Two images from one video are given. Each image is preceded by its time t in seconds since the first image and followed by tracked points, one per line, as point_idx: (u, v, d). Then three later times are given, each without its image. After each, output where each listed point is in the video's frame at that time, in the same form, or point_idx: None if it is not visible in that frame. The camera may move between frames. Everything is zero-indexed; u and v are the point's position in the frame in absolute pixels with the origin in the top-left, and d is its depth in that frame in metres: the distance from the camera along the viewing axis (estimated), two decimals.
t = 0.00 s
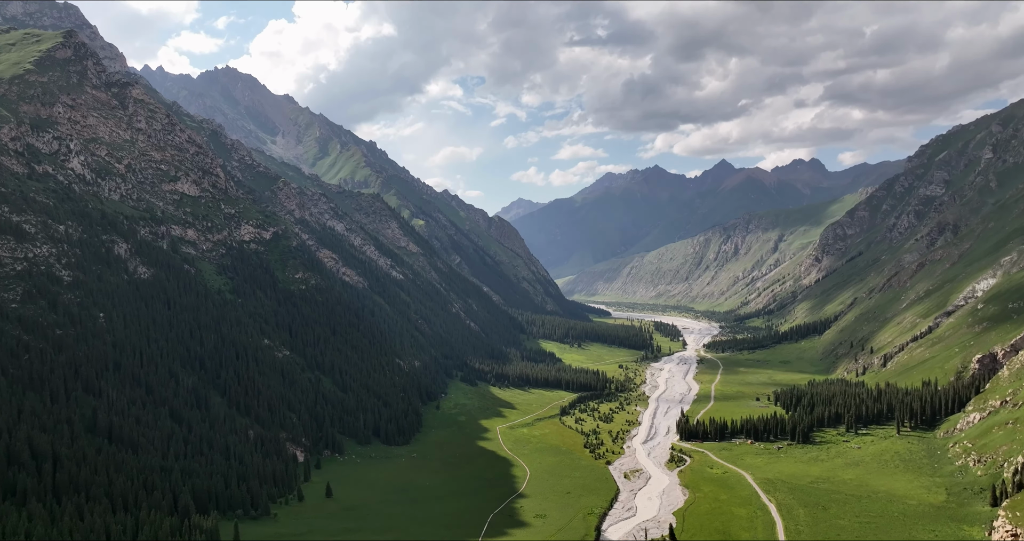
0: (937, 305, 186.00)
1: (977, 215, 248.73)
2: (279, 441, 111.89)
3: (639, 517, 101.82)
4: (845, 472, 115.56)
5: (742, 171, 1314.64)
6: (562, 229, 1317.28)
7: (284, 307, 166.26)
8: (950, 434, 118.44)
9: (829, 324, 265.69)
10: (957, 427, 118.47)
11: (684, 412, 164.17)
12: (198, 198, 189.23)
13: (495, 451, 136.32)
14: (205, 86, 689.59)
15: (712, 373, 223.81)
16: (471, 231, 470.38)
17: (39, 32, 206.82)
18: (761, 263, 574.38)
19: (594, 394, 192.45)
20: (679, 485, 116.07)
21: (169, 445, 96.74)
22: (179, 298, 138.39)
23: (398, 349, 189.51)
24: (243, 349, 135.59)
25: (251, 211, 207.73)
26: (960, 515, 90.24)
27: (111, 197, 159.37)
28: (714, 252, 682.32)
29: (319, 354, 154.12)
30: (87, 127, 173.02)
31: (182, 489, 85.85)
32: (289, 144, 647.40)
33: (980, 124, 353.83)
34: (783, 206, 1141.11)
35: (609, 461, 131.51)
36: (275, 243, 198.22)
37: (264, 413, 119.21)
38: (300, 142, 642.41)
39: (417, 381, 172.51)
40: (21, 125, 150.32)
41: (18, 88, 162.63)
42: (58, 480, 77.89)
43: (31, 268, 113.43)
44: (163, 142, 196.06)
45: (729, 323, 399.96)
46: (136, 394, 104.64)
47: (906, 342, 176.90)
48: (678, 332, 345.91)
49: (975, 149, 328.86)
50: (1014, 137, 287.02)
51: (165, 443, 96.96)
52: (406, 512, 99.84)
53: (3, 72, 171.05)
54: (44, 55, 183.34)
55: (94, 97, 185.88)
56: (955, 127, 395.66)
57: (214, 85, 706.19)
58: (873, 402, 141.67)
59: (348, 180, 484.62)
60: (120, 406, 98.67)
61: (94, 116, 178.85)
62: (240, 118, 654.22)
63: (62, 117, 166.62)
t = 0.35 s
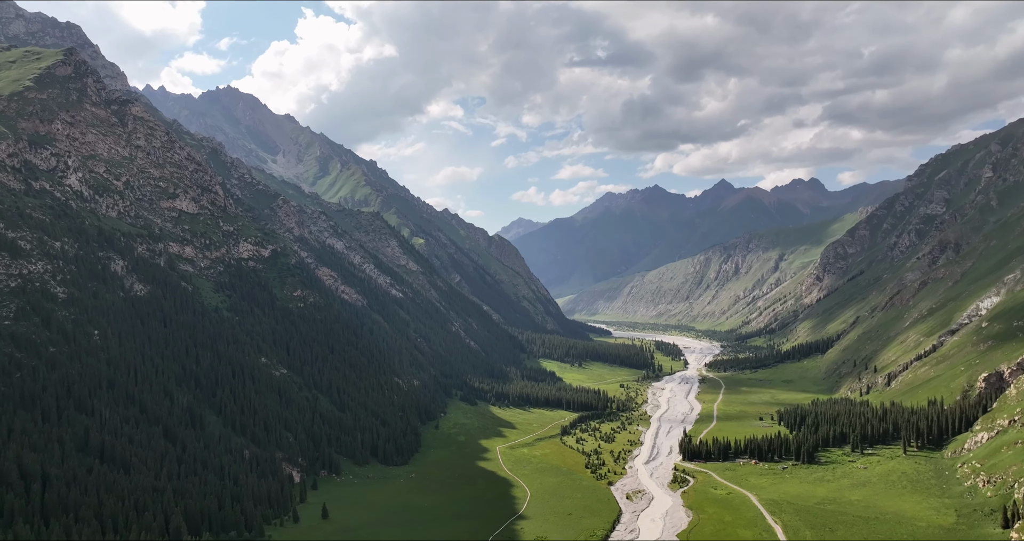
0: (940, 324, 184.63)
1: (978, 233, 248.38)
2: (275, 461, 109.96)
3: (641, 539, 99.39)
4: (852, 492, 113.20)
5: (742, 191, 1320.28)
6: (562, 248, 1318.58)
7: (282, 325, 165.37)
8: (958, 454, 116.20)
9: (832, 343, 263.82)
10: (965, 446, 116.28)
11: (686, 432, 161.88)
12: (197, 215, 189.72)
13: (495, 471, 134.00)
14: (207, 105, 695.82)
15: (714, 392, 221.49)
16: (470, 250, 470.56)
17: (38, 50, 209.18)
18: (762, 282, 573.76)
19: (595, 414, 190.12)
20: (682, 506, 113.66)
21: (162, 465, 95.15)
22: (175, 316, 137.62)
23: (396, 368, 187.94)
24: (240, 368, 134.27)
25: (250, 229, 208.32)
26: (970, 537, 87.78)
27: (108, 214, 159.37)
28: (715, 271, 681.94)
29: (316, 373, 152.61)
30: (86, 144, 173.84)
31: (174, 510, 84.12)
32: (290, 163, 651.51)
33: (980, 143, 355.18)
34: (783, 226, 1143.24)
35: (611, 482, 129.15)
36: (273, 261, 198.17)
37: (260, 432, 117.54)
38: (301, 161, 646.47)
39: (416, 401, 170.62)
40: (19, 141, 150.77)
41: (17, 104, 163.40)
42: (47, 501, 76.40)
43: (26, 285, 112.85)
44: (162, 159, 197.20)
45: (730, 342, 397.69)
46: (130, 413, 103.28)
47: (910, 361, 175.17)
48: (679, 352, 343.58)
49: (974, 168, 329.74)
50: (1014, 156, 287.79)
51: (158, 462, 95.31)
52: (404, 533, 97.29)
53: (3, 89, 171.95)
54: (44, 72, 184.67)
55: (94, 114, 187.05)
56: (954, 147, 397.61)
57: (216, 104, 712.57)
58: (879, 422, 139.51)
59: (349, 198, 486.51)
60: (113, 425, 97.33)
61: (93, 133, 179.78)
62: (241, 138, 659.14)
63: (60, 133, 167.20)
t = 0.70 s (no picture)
0: (944, 338, 183.13)
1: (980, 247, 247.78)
2: (270, 477, 108.12)
3: None
4: (858, 509, 111.00)
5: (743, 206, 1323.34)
6: (563, 263, 1318.59)
7: (280, 338, 164.35)
8: (965, 469, 114.18)
9: (834, 358, 261.86)
10: (972, 462, 114.32)
11: (688, 447, 159.82)
12: (195, 228, 190.14)
13: (495, 487, 131.84)
14: (209, 120, 700.30)
15: (716, 407, 219.30)
16: (470, 264, 470.38)
17: (38, 62, 210.61)
18: (763, 297, 572.59)
19: (596, 429, 187.99)
20: (685, 523, 111.54)
21: (155, 480, 93.66)
22: (172, 329, 136.80)
23: (395, 382, 186.33)
24: (236, 381, 132.99)
25: (248, 242, 208.76)
26: None
27: (106, 226, 159.27)
28: (716, 285, 680.86)
29: (314, 387, 151.11)
30: (84, 156, 173.98)
31: (166, 526, 82.52)
32: (290, 177, 654.01)
33: (980, 158, 355.84)
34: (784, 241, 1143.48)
35: (613, 498, 127.10)
36: (272, 274, 197.85)
37: (255, 447, 115.92)
38: (301, 176, 648.93)
39: (415, 416, 168.82)
40: (17, 153, 150.87)
41: (15, 115, 163.63)
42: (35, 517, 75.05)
43: (20, 297, 112.29)
44: (161, 172, 197.90)
45: (732, 357, 395.32)
46: (124, 427, 102.03)
47: (914, 375, 173.37)
48: (680, 367, 341.29)
49: (975, 183, 329.99)
50: (1014, 171, 288.11)
51: (151, 478, 93.86)
52: None
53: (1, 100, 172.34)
54: (44, 83, 185.66)
55: (93, 125, 187.78)
56: (954, 161, 398.44)
57: (217, 119, 716.80)
58: (884, 437, 137.52)
59: (349, 212, 487.38)
60: (106, 439, 96.10)
61: (92, 145, 180.21)
62: (242, 152, 662.17)
63: (58, 145, 167.38)
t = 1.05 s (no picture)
0: (948, 352, 181.50)
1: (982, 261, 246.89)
2: (266, 492, 106.40)
3: None
4: (864, 525, 108.89)
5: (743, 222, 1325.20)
6: (563, 278, 1317.59)
7: (278, 352, 163.28)
8: (973, 485, 112.25)
9: (837, 372, 259.71)
10: (980, 477, 112.37)
11: (691, 463, 157.72)
12: (193, 240, 190.46)
13: (495, 503, 129.71)
14: (210, 135, 704.66)
15: (718, 422, 216.97)
16: (471, 278, 469.65)
17: (37, 74, 212.40)
18: (764, 311, 571.02)
19: (598, 444, 185.81)
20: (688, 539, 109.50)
21: (148, 495, 92.30)
22: (167, 341, 135.96)
23: (393, 397, 184.70)
24: (233, 395, 131.77)
25: (246, 254, 208.90)
26: None
27: (102, 238, 159.13)
28: (717, 300, 679.25)
29: (311, 401, 149.63)
30: (81, 168, 174.19)
31: None
32: (290, 192, 656.42)
33: (980, 173, 356.14)
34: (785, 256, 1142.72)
35: (615, 514, 124.99)
36: (270, 287, 197.41)
37: (251, 462, 114.40)
38: (301, 190, 651.15)
39: (414, 430, 167.00)
40: (13, 164, 151.02)
41: (13, 127, 163.95)
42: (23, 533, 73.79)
43: (14, 309, 111.76)
44: (159, 184, 198.37)
45: (734, 372, 392.69)
46: (117, 441, 100.88)
47: (919, 390, 171.57)
48: (682, 381, 338.78)
49: (975, 197, 330.15)
50: (1015, 185, 288.14)
51: (144, 493, 92.50)
52: None
53: None
54: (42, 95, 186.55)
55: (91, 137, 188.59)
56: (954, 176, 398.87)
57: (218, 133, 721.23)
58: (890, 452, 135.54)
59: (349, 226, 488.14)
60: (99, 453, 94.92)
61: (90, 157, 180.61)
62: (242, 167, 665.15)
63: (55, 156, 167.62)
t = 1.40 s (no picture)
0: (952, 365, 179.87)
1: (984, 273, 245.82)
2: (262, 506, 104.86)
3: None
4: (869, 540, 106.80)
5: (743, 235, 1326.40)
6: (564, 292, 1315.48)
7: (275, 364, 162.18)
8: (981, 499, 110.41)
9: (839, 385, 257.64)
10: (988, 491, 110.52)
11: (693, 477, 155.64)
12: (191, 252, 190.26)
13: (495, 518, 127.69)
14: (210, 148, 707.63)
15: (721, 436, 214.66)
16: (471, 291, 468.68)
17: (35, 85, 213.56)
18: (764, 324, 569.24)
19: (599, 458, 183.75)
20: None
21: (141, 508, 91.03)
22: (163, 353, 135.05)
23: (392, 409, 183.22)
24: (229, 407, 130.48)
25: (245, 266, 208.52)
26: None
27: (99, 249, 158.92)
28: (717, 313, 677.51)
29: (308, 414, 148.23)
30: (79, 179, 174.40)
31: None
32: (290, 205, 657.84)
33: (980, 186, 356.48)
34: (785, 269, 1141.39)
35: (617, 529, 122.88)
36: (269, 299, 196.75)
37: (247, 476, 112.94)
38: (301, 203, 652.45)
39: (413, 443, 165.27)
40: (10, 175, 151.20)
41: (10, 137, 164.29)
42: None
43: (8, 320, 111.13)
44: (157, 196, 198.55)
45: (735, 385, 390.06)
46: (111, 454, 99.69)
47: (923, 403, 169.84)
48: (683, 395, 336.20)
49: (976, 210, 329.94)
50: (1016, 197, 287.95)
51: (137, 506, 91.22)
52: None
53: None
54: (40, 107, 187.31)
55: (88, 148, 189.06)
56: (954, 189, 399.16)
57: (218, 147, 724.26)
58: (896, 466, 133.59)
59: (348, 239, 488.33)
60: (91, 467, 93.70)
61: (87, 168, 180.87)
62: (242, 180, 667.02)
63: (52, 167, 167.83)
